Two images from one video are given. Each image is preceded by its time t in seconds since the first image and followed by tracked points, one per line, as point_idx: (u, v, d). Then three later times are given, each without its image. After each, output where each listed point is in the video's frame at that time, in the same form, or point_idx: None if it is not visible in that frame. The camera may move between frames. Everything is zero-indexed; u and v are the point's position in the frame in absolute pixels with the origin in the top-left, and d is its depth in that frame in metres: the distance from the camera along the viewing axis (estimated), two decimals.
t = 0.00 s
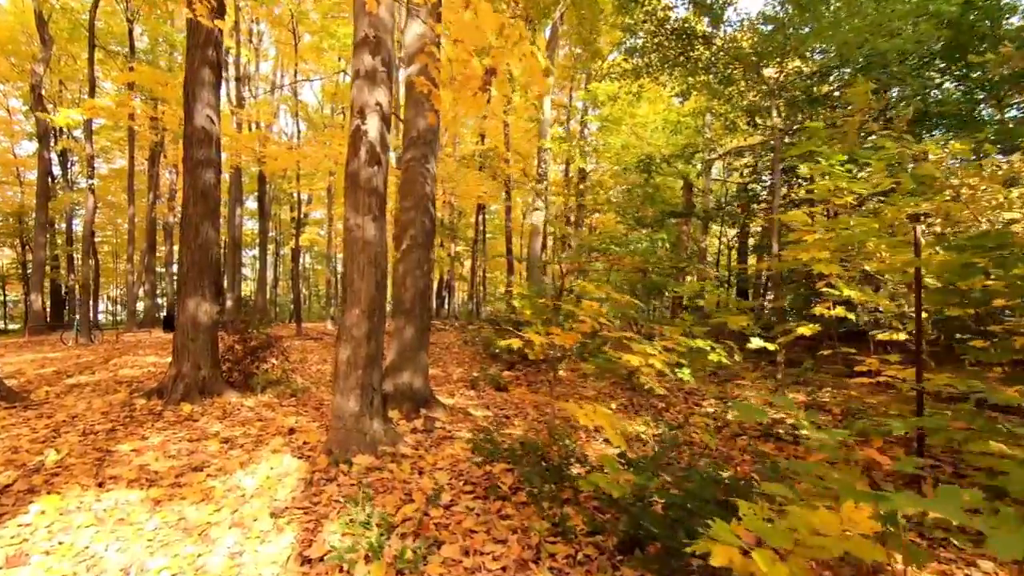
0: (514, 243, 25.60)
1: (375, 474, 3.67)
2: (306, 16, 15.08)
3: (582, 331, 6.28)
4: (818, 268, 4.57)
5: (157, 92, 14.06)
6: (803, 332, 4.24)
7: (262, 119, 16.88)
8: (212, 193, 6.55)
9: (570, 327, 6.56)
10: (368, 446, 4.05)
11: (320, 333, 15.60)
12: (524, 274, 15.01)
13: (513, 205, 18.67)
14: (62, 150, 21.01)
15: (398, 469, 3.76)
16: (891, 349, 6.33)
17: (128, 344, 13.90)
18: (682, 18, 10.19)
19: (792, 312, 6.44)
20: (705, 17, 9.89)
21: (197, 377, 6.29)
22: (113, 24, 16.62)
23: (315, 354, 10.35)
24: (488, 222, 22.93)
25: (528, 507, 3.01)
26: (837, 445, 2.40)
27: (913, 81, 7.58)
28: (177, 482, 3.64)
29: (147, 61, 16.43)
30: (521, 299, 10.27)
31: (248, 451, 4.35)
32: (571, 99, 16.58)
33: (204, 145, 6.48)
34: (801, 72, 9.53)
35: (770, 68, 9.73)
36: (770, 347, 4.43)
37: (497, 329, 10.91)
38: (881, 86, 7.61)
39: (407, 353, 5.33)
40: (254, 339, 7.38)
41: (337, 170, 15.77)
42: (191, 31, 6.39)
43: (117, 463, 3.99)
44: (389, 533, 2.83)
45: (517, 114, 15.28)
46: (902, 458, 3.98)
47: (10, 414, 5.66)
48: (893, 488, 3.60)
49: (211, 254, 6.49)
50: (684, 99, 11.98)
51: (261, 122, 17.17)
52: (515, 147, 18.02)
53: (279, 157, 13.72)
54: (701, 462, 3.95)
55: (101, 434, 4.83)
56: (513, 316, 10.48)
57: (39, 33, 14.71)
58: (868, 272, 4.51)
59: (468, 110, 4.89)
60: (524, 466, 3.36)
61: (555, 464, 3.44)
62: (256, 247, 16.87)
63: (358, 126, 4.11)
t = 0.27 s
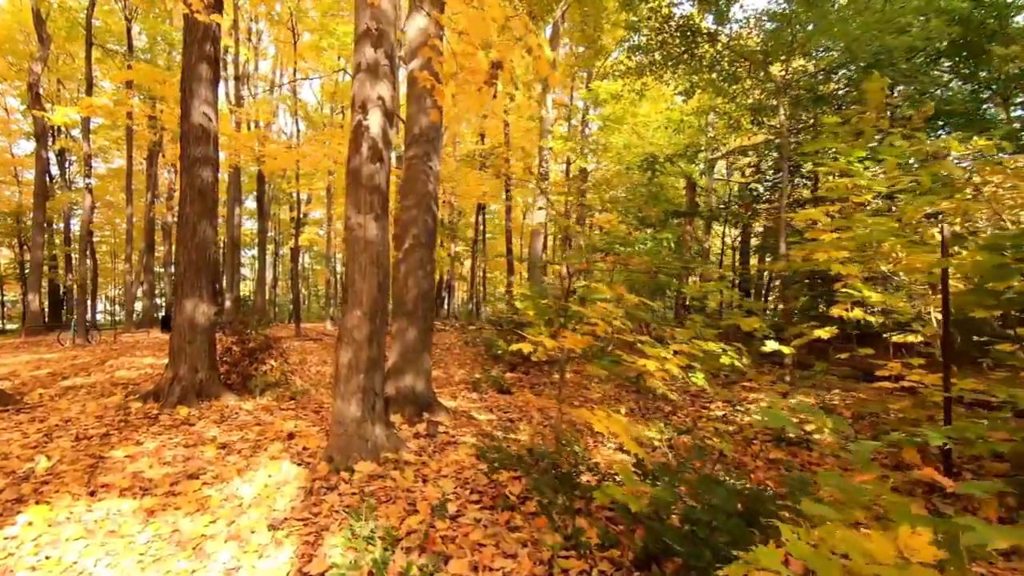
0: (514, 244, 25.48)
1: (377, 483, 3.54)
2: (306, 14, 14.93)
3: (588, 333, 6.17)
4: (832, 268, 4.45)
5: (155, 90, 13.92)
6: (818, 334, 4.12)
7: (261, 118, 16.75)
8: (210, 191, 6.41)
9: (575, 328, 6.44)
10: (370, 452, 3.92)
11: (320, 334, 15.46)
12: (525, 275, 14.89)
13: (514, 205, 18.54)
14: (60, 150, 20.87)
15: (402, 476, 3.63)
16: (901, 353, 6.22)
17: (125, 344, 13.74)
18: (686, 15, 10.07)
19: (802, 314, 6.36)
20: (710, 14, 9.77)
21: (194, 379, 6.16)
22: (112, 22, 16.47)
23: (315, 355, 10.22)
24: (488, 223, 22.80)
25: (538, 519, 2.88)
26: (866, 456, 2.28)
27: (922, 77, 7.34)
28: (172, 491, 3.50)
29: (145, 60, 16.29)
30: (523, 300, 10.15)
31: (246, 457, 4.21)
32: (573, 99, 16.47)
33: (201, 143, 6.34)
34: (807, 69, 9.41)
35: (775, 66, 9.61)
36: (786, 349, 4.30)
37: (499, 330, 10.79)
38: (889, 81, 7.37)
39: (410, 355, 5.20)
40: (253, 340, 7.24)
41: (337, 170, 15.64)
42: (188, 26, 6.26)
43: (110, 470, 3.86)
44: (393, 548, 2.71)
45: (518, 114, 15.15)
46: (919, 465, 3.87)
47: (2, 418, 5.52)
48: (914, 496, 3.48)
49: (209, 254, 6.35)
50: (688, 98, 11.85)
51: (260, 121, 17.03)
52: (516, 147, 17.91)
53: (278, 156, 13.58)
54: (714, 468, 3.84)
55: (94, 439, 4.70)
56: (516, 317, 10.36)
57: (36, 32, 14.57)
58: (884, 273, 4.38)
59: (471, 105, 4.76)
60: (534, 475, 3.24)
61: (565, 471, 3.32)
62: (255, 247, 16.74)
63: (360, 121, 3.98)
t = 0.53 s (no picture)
0: (514, 244, 25.39)
1: (380, 490, 3.44)
2: (305, 14, 14.84)
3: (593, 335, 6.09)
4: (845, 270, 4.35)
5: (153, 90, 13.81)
6: (833, 338, 4.03)
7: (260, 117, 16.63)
8: (208, 191, 6.31)
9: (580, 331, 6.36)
10: (372, 459, 3.81)
11: (319, 334, 15.35)
12: (526, 275, 14.79)
13: (515, 205, 18.46)
14: (59, 150, 20.76)
15: (405, 484, 3.53)
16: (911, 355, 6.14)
17: (123, 345, 13.63)
18: (690, 13, 9.98)
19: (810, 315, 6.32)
20: (713, 12, 9.68)
21: (192, 382, 6.05)
22: (110, 21, 16.36)
23: (314, 357, 10.11)
24: (488, 223, 22.75)
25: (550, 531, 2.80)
26: (899, 472, 2.16)
27: (929, 75, 7.16)
28: (169, 499, 3.40)
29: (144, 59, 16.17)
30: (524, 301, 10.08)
31: (245, 462, 4.11)
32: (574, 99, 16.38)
33: (200, 141, 6.24)
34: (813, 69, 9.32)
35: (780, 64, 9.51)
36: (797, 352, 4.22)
37: (501, 331, 10.70)
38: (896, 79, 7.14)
39: (412, 358, 5.10)
40: (252, 341, 7.13)
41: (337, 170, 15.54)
42: (186, 23, 6.15)
43: (105, 477, 3.76)
44: (398, 562, 2.61)
45: (518, 113, 15.05)
46: (936, 471, 3.78)
47: None
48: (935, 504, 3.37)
49: (207, 254, 6.25)
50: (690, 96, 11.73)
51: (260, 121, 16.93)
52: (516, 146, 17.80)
53: (277, 156, 13.47)
54: (726, 475, 3.75)
55: (88, 444, 4.58)
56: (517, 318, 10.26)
57: (35, 32, 14.47)
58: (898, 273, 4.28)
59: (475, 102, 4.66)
60: (543, 482, 3.14)
61: (575, 479, 3.23)
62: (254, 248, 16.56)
63: (362, 118, 3.87)
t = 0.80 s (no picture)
0: (514, 244, 25.31)
1: (385, 495, 3.35)
2: (305, 13, 14.72)
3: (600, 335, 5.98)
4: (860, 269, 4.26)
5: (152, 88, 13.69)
6: (849, 338, 3.93)
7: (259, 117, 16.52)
8: (207, 189, 6.20)
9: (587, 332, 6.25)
10: (377, 463, 3.71)
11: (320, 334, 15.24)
12: (528, 275, 14.70)
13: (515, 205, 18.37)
14: (57, 149, 20.62)
15: (411, 489, 3.44)
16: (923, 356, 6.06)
17: (122, 345, 13.53)
18: (694, 11, 9.88)
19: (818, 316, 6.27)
20: (718, 10, 9.58)
21: (191, 383, 5.95)
22: (108, 20, 16.23)
23: (315, 358, 10.02)
24: (488, 223, 22.66)
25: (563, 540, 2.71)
26: (930, 481, 2.08)
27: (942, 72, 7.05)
28: (167, 505, 3.30)
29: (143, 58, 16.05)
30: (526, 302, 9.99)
31: (246, 466, 4.01)
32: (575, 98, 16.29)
33: (199, 139, 6.13)
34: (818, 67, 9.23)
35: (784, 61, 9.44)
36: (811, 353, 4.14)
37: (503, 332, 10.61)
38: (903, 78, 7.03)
39: (415, 358, 5.00)
40: (252, 342, 7.03)
41: (336, 169, 15.43)
42: (185, 17, 6.05)
43: (102, 481, 3.65)
44: (406, 572, 2.51)
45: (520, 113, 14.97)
46: (955, 475, 3.69)
47: None
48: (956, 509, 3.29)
49: (206, 253, 6.14)
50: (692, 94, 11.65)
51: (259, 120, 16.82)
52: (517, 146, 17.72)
53: (277, 155, 13.36)
54: (740, 480, 3.66)
55: (85, 447, 4.48)
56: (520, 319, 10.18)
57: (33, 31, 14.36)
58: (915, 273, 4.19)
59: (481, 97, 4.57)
60: (555, 488, 3.04)
61: (586, 485, 3.14)
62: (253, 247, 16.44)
63: (365, 113, 3.77)
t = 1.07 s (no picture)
0: (514, 244, 25.20)
1: (395, 503, 3.23)
2: (305, 11, 14.58)
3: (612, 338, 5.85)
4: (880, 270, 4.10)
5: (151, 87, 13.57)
6: (874, 340, 3.76)
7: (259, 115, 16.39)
8: (209, 187, 6.07)
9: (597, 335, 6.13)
10: (385, 469, 3.59)
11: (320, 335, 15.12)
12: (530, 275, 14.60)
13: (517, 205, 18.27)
14: (55, 149, 20.46)
15: (421, 496, 3.33)
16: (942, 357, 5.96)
17: (121, 346, 13.40)
18: (699, 9, 9.78)
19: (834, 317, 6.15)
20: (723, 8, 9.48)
21: (191, 385, 5.82)
22: (107, 18, 16.08)
23: (316, 359, 9.90)
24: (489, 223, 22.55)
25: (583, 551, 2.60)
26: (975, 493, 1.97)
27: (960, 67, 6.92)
28: (169, 513, 3.18)
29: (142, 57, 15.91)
30: (530, 303, 9.89)
31: (250, 472, 3.89)
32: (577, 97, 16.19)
33: (200, 136, 6.01)
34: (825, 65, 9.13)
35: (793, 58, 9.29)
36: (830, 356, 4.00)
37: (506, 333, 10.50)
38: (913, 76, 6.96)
39: (422, 360, 4.88)
40: (253, 343, 6.90)
41: (337, 168, 15.31)
42: (186, 12, 5.92)
43: (101, 488, 3.53)
44: None
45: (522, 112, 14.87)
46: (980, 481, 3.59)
47: None
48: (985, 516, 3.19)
49: (207, 253, 6.02)
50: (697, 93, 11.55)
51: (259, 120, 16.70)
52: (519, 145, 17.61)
53: (277, 154, 13.24)
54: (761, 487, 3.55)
55: (84, 452, 4.35)
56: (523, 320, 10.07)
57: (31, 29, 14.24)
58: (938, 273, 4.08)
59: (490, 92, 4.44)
60: (573, 495, 2.93)
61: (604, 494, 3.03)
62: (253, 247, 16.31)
63: (373, 108, 3.65)
